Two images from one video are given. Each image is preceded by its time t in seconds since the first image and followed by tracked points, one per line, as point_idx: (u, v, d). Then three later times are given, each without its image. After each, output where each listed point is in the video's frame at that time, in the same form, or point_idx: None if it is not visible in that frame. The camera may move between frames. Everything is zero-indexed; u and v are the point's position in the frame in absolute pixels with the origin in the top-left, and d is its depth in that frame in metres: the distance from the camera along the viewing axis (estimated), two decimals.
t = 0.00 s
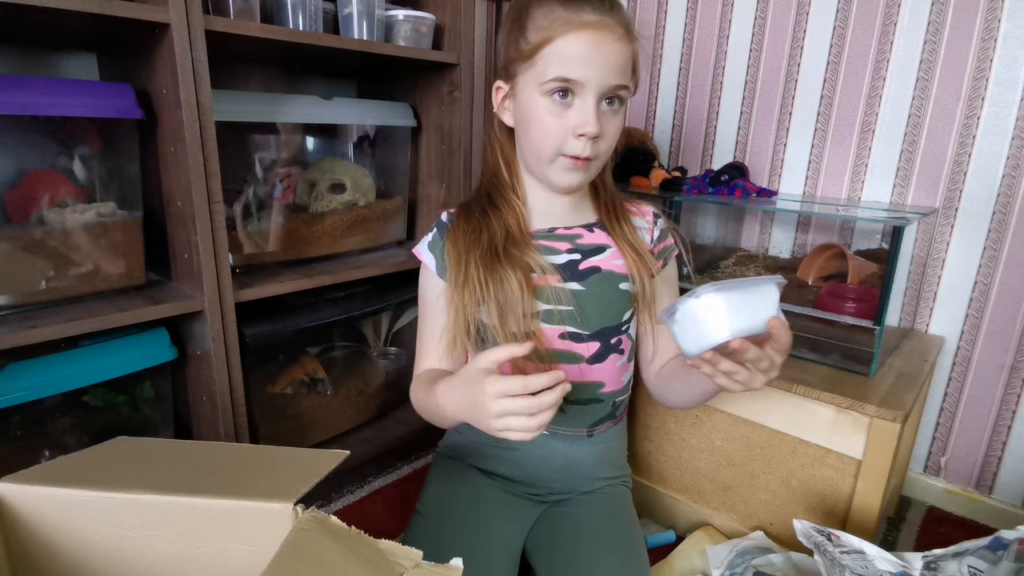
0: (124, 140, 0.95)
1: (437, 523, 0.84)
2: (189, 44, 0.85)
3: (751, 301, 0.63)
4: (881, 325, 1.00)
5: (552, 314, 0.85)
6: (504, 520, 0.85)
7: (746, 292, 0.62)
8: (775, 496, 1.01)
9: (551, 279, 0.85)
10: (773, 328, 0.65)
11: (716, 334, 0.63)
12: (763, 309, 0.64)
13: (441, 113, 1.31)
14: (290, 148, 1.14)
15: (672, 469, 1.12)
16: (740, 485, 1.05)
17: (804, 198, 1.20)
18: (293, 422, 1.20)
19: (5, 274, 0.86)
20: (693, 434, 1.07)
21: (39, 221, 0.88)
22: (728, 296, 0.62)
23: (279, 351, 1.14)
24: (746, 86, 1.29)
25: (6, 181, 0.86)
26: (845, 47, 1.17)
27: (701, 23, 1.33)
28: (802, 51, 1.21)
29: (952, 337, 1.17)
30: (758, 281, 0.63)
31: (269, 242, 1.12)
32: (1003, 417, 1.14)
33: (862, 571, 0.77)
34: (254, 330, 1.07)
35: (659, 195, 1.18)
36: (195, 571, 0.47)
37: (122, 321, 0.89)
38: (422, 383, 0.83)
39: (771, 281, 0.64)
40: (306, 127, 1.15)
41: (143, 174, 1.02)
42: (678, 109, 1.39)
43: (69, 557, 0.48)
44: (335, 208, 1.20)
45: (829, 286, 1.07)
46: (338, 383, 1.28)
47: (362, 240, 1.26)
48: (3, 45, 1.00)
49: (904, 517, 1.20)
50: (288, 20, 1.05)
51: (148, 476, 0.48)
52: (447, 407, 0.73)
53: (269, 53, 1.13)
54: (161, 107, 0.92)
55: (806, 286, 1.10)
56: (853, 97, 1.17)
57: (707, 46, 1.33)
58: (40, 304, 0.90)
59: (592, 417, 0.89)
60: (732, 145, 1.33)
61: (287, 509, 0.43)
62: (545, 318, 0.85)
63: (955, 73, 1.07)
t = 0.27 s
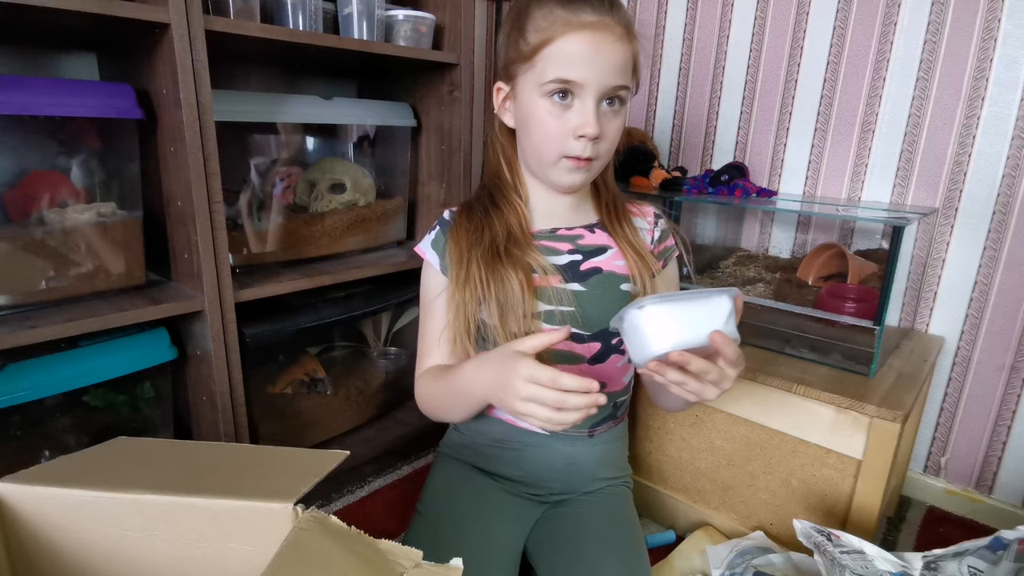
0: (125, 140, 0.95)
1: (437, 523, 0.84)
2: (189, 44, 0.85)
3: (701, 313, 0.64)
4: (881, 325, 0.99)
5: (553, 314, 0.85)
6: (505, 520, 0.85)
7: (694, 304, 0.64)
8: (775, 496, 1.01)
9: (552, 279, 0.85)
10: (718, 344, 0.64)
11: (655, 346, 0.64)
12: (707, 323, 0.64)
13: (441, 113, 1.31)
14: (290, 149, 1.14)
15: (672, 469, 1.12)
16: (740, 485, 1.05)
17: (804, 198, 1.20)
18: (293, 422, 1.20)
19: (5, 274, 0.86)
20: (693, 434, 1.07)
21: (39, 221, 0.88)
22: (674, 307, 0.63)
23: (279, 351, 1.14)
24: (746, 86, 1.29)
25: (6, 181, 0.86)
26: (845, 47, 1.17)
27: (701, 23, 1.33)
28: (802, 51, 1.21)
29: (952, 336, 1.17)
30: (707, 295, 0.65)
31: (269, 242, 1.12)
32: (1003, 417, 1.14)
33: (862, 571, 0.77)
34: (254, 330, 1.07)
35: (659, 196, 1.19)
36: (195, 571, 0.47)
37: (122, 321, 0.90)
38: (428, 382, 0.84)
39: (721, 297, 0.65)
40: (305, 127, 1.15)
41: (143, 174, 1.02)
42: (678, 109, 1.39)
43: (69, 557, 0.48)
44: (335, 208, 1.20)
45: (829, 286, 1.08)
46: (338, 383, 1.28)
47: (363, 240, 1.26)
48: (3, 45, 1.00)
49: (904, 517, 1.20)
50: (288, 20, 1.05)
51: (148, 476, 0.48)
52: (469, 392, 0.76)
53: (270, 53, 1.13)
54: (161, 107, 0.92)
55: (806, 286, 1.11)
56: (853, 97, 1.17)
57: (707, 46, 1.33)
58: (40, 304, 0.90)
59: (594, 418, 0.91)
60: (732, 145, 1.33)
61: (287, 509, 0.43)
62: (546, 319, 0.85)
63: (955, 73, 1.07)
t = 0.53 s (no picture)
0: (125, 140, 0.95)
1: (437, 523, 0.84)
2: (189, 44, 0.86)
3: (680, 317, 0.64)
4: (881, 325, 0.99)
5: (553, 315, 0.85)
6: (505, 520, 0.85)
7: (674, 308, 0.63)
8: (775, 496, 1.01)
9: (552, 279, 0.85)
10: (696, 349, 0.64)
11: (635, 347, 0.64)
12: (687, 328, 0.64)
13: (441, 113, 1.31)
14: (290, 149, 1.14)
15: (672, 469, 1.12)
16: (740, 485, 1.05)
17: (804, 198, 1.20)
18: (293, 422, 1.20)
19: (5, 274, 0.86)
20: (693, 434, 1.07)
21: (39, 222, 0.88)
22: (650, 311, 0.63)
23: (279, 351, 1.14)
24: (746, 86, 1.29)
25: (6, 181, 0.86)
26: (845, 47, 1.17)
27: (701, 23, 1.33)
28: (802, 51, 1.21)
29: (952, 336, 1.16)
30: (690, 300, 0.64)
31: (269, 242, 1.12)
32: (1003, 417, 1.14)
33: (862, 571, 0.77)
34: (254, 330, 1.07)
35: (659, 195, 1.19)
36: (195, 572, 0.47)
37: (122, 321, 0.90)
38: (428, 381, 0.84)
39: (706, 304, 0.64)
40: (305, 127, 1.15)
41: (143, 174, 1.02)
42: (678, 109, 1.39)
43: (69, 557, 0.48)
44: (335, 208, 1.20)
45: (829, 286, 1.08)
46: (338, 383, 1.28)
47: (363, 240, 1.26)
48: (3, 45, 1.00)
49: (904, 517, 1.20)
50: (288, 20, 1.05)
51: (148, 476, 0.48)
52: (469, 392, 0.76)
53: (270, 53, 1.13)
54: (161, 107, 0.92)
55: (805, 286, 1.12)
56: (853, 97, 1.17)
57: (707, 46, 1.33)
58: (40, 304, 0.90)
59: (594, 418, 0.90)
60: (732, 145, 1.33)
61: (287, 509, 0.44)
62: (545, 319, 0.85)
63: (955, 73, 1.07)
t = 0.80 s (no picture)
0: (125, 140, 0.95)
1: (437, 524, 0.84)
2: (189, 44, 0.85)
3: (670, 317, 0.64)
4: (881, 325, 0.99)
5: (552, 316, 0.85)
6: (505, 520, 0.85)
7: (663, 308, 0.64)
8: (775, 496, 1.01)
9: (552, 279, 0.85)
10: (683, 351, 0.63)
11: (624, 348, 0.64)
12: (676, 330, 0.64)
13: (440, 113, 1.31)
14: (290, 149, 1.14)
15: (672, 469, 1.12)
16: (740, 485, 1.05)
17: (804, 198, 1.20)
18: (293, 422, 1.20)
19: (5, 274, 0.86)
20: (693, 434, 1.07)
21: (39, 222, 0.88)
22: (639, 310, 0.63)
23: (279, 351, 1.14)
24: (746, 86, 1.29)
25: (6, 181, 0.86)
26: (845, 47, 1.17)
27: (701, 23, 1.33)
28: (802, 51, 1.21)
29: (952, 336, 1.17)
30: (679, 299, 0.64)
31: (269, 242, 1.12)
32: (1003, 417, 1.14)
33: (862, 571, 0.77)
34: (254, 330, 1.07)
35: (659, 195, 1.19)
36: (195, 572, 0.47)
37: (121, 321, 0.89)
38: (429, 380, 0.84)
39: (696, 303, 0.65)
40: (305, 127, 1.15)
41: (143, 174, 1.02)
42: (678, 109, 1.39)
43: (69, 557, 0.48)
44: (335, 208, 1.20)
45: (829, 286, 1.08)
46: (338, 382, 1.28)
47: (363, 240, 1.26)
48: (3, 46, 1.00)
49: (904, 517, 1.20)
50: (288, 20, 1.05)
51: (148, 476, 0.48)
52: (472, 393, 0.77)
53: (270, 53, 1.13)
54: (161, 108, 0.92)
55: (806, 285, 1.12)
56: (853, 97, 1.17)
57: (707, 46, 1.33)
58: (40, 304, 0.90)
59: (593, 417, 0.90)
60: (732, 145, 1.33)
61: (287, 509, 0.43)
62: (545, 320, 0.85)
63: (955, 73, 1.07)
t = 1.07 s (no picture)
0: (125, 140, 0.95)
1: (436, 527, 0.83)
2: (189, 44, 0.85)
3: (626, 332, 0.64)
4: (881, 325, 0.99)
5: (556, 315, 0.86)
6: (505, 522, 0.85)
7: (616, 324, 0.64)
8: (775, 496, 1.01)
9: (553, 279, 0.85)
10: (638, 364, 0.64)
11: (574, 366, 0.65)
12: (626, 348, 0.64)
13: (440, 112, 1.31)
14: (290, 149, 1.14)
15: (672, 469, 1.12)
16: (740, 485, 1.05)
17: (804, 198, 1.20)
18: (293, 422, 1.20)
19: (5, 274, 0.86)
20: (693, 433, 1.07)
21: (39, 222, 0.88)
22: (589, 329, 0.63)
23: (279, 351, 1.14)
24: (746, 86, 1.29)
25: (6, 181, 0.86)
26: (845, 47, 1.17)
27: (701, 23, 1.33)
28: (802, 51, 1.21)
29: (952, 336, 1.17)
30: (632, 315, 0.64)
31: (269, 242, 1.12)
32: (1003, 417, 1.14)
33: (862, 571, 0.77)
34: (253, 330, 1.07)
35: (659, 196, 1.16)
36: (196, 572, 0.47)
37: (122, 321, 0.90)
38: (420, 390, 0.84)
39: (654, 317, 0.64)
40: (304, 129, 1.15)
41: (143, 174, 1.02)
42: (677, 109, 1.39)
43: (70, 557, 0.48)
44: (335, 208, 1.20)
45: (829, 286, 1.08)
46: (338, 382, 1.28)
47: (363, 240, 1.26)
48: (4, 45, 1.01)
49: (904, 517, 1.20)
50: (288, 20, 1.05)
51: (148, 476, 0.48)
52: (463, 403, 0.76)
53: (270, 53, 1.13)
54: (161, 107, 0.92)
55: (806, 285, 1.12)
56: (853, 97, 1.17)
57: (707, 46, 1.33)
58: (40, 304, 0.90)
59: (593, 421, 0.89)
60: (732, 145, 1.33)
61: (287, 509, 0.43)
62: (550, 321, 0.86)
63: (955, 73, 1.07)
